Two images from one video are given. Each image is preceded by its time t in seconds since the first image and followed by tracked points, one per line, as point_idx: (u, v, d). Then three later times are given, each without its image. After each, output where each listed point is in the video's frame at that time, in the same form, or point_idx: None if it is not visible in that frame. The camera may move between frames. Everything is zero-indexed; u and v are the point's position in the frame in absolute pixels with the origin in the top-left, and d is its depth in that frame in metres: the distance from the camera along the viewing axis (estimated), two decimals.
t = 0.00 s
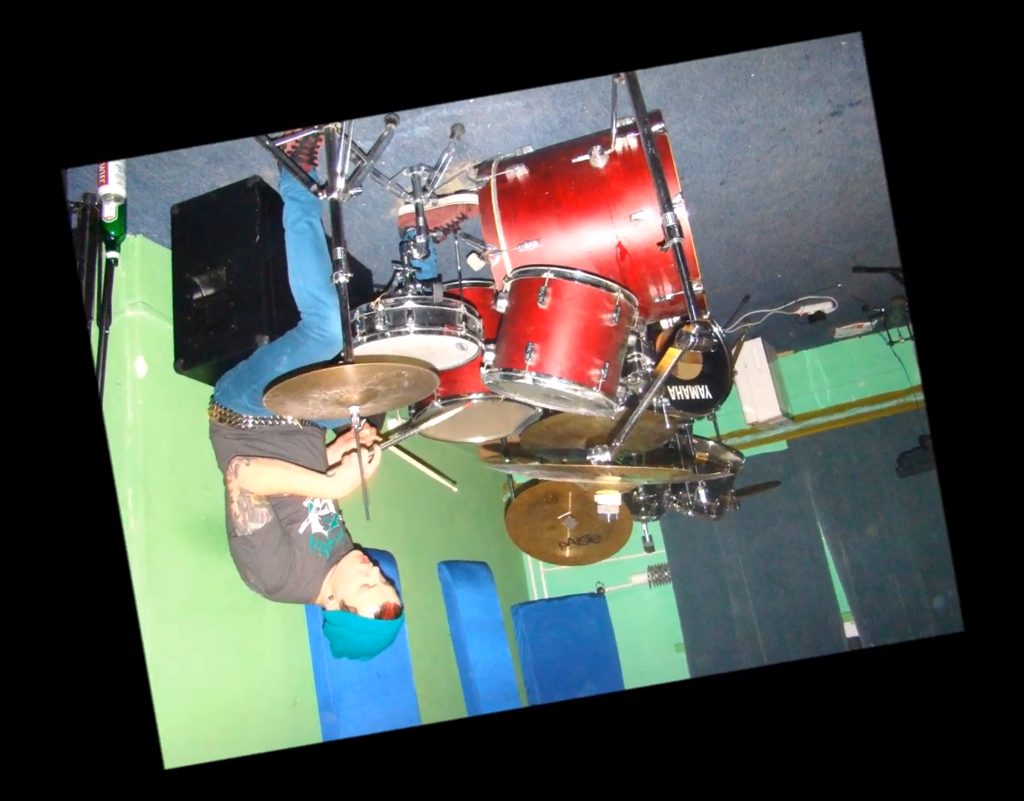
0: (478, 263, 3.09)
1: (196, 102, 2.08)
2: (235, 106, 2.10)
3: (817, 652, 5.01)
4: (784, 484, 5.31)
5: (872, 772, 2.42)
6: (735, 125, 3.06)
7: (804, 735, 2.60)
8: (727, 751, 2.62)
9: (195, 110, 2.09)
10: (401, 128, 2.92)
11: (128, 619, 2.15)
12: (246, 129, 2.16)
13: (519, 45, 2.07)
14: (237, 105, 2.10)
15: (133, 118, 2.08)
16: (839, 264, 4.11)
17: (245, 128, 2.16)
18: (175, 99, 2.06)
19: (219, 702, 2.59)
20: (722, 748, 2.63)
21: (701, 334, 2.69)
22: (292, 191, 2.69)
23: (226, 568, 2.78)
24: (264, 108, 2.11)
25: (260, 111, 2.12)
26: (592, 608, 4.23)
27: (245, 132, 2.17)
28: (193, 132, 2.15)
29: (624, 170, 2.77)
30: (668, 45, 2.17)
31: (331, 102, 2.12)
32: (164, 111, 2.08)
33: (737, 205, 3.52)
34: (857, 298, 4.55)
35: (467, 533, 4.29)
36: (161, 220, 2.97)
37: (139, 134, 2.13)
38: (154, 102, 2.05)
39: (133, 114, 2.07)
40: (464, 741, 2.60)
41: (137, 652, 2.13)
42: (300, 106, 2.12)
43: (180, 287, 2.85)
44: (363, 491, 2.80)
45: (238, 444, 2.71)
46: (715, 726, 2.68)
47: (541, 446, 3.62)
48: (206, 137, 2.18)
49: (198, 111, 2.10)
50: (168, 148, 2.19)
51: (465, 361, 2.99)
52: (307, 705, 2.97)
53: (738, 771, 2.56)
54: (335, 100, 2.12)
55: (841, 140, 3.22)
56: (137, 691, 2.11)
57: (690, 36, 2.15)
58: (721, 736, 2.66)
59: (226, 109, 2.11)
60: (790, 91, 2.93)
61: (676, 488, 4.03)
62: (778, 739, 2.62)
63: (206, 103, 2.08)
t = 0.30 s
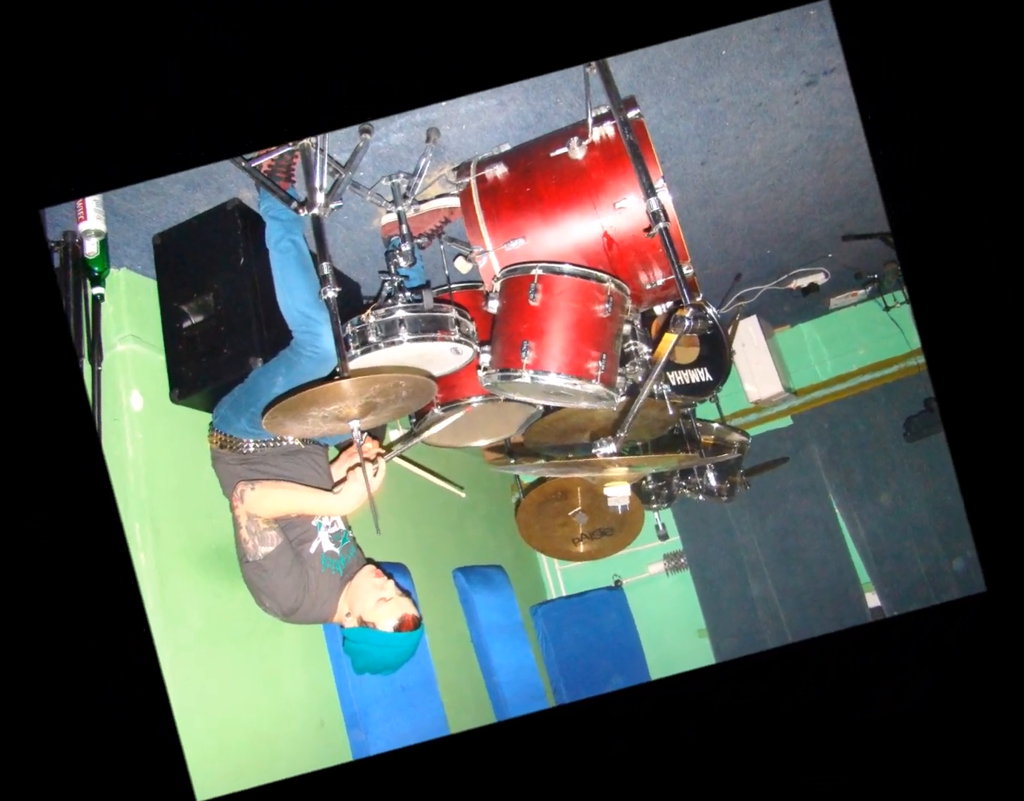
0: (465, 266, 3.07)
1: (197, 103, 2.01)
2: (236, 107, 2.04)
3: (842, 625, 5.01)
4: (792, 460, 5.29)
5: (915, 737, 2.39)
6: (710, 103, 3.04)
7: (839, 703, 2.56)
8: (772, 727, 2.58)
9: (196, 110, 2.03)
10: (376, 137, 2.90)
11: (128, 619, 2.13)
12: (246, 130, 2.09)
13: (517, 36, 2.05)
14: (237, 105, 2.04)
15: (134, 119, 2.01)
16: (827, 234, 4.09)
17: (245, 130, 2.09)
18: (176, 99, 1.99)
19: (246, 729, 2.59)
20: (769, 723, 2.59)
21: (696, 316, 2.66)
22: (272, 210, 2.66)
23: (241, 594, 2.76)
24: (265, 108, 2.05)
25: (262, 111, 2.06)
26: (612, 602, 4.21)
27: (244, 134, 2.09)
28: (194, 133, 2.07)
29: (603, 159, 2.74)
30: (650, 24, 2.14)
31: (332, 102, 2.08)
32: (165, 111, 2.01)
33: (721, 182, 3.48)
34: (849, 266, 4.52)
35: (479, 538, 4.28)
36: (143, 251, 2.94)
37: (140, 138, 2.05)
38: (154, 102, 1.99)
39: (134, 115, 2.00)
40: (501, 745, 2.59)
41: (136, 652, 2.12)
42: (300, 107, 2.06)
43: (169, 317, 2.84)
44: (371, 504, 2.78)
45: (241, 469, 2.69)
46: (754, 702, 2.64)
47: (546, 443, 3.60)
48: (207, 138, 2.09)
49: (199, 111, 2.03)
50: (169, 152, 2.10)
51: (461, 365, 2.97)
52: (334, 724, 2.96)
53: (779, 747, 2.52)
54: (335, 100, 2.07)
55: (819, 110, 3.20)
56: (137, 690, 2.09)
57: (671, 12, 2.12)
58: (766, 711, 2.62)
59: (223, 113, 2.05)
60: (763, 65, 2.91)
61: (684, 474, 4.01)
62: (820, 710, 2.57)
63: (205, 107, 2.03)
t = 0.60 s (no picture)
0: (452, 270, 3.05)
1: (197, 102, 1.95)
2: (236, 107, 1.98)
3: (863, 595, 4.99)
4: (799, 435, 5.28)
5: (957, 694, 2.38)
6: (683, 85, 3.01)
7: (853, 683, 2.53)
8: (793, 708, 2.55)
9: (197, 110, 1.96)
10: (352, 148, 2.88)
11: (128, 619, 2.14)
12: (246, 130, 2.02)
13: (516, 23, 2.02)
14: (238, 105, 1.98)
15: (134, 119, 1.94)
16: (814, 205, 4.06)
17: (245, 130, 2.03)
18: (176, 98, 1.93)
19: (275, 754, 2.57)
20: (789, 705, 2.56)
21: (689, 299, 2.65)
22: (255, 231, 2.65)
23: (258, 619, 2.74)
24: (265, 108, 2.00)
25: (262, 111, 2.00)
26: (630, 594, 4.21)
27: (244, 133, 2.03)
28: (194, 133, 2.01)
29: (582, 150, 2.72)
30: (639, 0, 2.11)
31: (332, 102, 2.03)
32: (166, 110, 1.94)
33: (703, 161, 3.46)
34: (839, 235, 4.50)
35: (490, 540, 4.26)
36: (129, 285, 2.92)
37: (140, 138, 1.98)
38: (155, 102, 1.92)
39: (134, 115, 1.93)
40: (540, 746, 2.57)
41: (136, 651, 2.12)
42: (301, 107, 2.01)
43: (160, 347, 2.82)
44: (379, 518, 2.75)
45: (247, 495, 2.67)
46: (786, 682, 2.63)
47: (550, 441, 3.58)
48: (207, 138, 2.02)
49: (200, 111, 1.97)
50: (169, 151, 2.03)
51: (458, 370, 2.95)
52: (363, 741, 2.94)
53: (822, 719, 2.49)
54: (335, 101, 2.03)
55: (795, 82, 3.18)
56: (137, 690, 2.10)
57: None
58: (784, 693, 2.60)
59: (223, 114, 2.00)
60: (733, 41, 2.90)
61: (692, 458, 4.00)
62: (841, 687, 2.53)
63: (207, 106, 1.97)
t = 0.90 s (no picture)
0: (440, 275, 3.03)
1: (197, 102, 1.91)
2: (236, 107, 1.95)
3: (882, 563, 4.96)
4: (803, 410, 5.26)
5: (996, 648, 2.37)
6: (655, 69, 3.00)
7: (869, 656, 2.57)
8: (813, 686, 2.57)
9: (197, 109, 1.92)
10: (328, 161, 2.87)
11: (128, 620, 2.19)
12: (246, 130, 1.99)
13: None
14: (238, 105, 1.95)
15: (135, 119, 1.89)
16: (798, 177, 4.04)
17: (245, 130, 1.99)
18: (177, 98, 1.89)
19: (305, 777, 2.57)
20: (810, 683, 2.58)
21: (680, 283, 2.63)
22: (239, 254, 2.62)
23: (277, 643, 2.72)
24: (265, 107, 1.96)
25: (262, 110, 1.96)
26: (648, 584, 4.19)
27: (245, 133, 1.99)
28: (194, 133, 1.96)
29: (559, 143, 2.70)
30: None
31: (332, 102, 2.00)
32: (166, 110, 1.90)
33: (683, 144, 3.44)
34: (826, 205, 4.48)
35: (503, 542, 4.24)
36: (118, 319, 2.89)
37: (141, 139, 1.92)
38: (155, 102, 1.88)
39: (134, 116, 1.89)
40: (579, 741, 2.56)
41: (134, 651, 2.16)
42: (301, 107, 1.98)
43: (154, 379, 2.80)
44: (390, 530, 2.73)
45: (255, 520, 2.65)
46: (811, 656, 2.68)
47: (554, 437, 3.56)
48: (208, 138, 1.98)
49: (200, 110, 1.93)
50: (169, 152, 1.98)
51: (455, 375, 2.92)
52: (394, 756, 2.92)
53: (851, 689, 2.50)
54: (335, 100, 2.01)
55: (768, 56, 3.16)
56: (136, 690, 2.12)
57: None
58: (805, 673, 2.63)
59: (221, 114, 1.96)
60: (700, 20, 2.90)
61: (698, 442, 3.98)
62: (862, 659, 2.57)
63: (207, 105, 1.93)
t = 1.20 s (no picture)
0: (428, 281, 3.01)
1: (197, 102, 1.89)
2: (236, 108, 1.93)
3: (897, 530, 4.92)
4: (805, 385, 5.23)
5: None
6: (626, 53, 3.02)
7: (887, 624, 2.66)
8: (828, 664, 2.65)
9: (197, 110, 1.90)
10: (306, 176, 2.85)
11: (130, 619, 2.14)
12: (246, 130, 1.96)
13: None
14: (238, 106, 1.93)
15: (134, 120, 1.87)
16: (780, 152, 4.00)
17: (243, 129, 1.95)
18: (177, 99, 1.87)
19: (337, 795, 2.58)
20: (825, 659, 2.66)
21: (669, 266, 2.60)
22: (225, 278, 2.61)
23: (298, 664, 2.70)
24: (265, 108, 1.93)
25: (262, 110, 1.94)
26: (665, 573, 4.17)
27: (244, 133, 1.96)
28: (193, 133, 1.93)
29: (536, 138, 2.68)
30: None
31: (332, 103, 1.98)
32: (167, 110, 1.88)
33: (661, 129, 3.42)
34: (809, 176, 4.46)
35: (514, 543, 4.21)
36: (109, 354, 2.82)
37: (141, 139, 1.89)
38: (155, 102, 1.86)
39: (134, 116, 1.86)
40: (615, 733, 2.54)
41: (134, 651, 2.13)
42: (301, 107, 1.95)
43: (150, 410, 2.78)
44: (401, 542, 2.70)
45: (265, 544, 2.63)
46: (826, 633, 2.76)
47: (557, 434, 3.55)
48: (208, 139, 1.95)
49: (200, 111, 1.91)
50: (169, 153, 1.93)
51: (452, 380, 2.90)
52: (425, 768, 2.90)
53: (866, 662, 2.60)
54: (335, 101, 1.98)
55: (738, 32, 3.17)
56: (136, 689, 2.10)
57: None
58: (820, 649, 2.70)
59: (220, 113, 1.93)
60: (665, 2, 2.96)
61: (702, 426, 3.96)
62: (879, 627, 2.67)
63: (207, 105, 1.91)
